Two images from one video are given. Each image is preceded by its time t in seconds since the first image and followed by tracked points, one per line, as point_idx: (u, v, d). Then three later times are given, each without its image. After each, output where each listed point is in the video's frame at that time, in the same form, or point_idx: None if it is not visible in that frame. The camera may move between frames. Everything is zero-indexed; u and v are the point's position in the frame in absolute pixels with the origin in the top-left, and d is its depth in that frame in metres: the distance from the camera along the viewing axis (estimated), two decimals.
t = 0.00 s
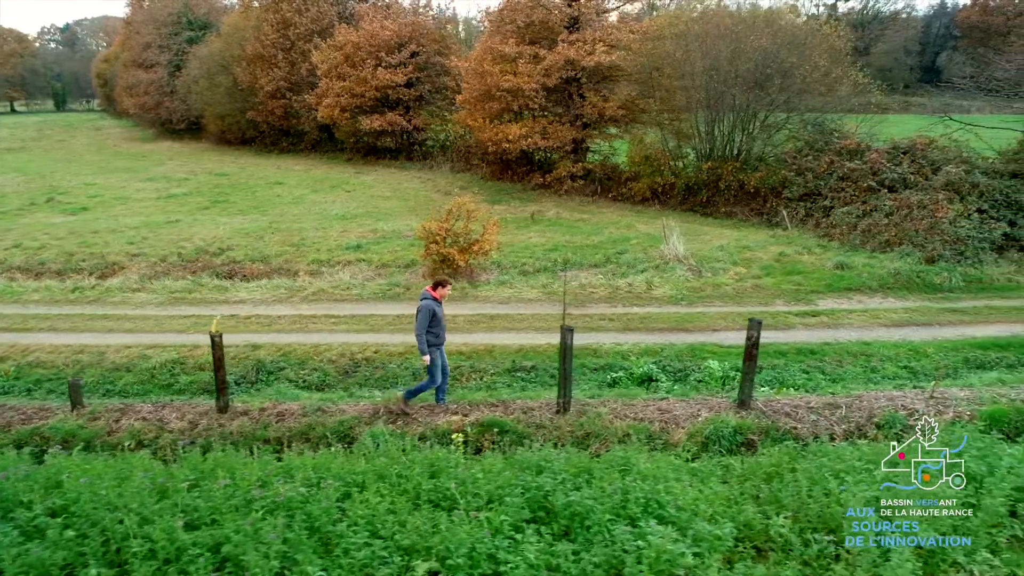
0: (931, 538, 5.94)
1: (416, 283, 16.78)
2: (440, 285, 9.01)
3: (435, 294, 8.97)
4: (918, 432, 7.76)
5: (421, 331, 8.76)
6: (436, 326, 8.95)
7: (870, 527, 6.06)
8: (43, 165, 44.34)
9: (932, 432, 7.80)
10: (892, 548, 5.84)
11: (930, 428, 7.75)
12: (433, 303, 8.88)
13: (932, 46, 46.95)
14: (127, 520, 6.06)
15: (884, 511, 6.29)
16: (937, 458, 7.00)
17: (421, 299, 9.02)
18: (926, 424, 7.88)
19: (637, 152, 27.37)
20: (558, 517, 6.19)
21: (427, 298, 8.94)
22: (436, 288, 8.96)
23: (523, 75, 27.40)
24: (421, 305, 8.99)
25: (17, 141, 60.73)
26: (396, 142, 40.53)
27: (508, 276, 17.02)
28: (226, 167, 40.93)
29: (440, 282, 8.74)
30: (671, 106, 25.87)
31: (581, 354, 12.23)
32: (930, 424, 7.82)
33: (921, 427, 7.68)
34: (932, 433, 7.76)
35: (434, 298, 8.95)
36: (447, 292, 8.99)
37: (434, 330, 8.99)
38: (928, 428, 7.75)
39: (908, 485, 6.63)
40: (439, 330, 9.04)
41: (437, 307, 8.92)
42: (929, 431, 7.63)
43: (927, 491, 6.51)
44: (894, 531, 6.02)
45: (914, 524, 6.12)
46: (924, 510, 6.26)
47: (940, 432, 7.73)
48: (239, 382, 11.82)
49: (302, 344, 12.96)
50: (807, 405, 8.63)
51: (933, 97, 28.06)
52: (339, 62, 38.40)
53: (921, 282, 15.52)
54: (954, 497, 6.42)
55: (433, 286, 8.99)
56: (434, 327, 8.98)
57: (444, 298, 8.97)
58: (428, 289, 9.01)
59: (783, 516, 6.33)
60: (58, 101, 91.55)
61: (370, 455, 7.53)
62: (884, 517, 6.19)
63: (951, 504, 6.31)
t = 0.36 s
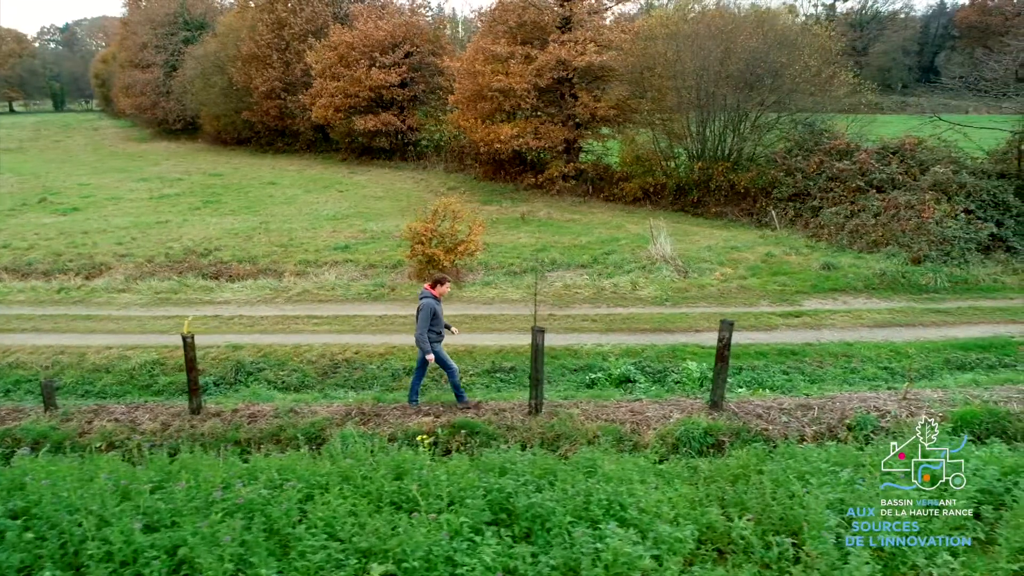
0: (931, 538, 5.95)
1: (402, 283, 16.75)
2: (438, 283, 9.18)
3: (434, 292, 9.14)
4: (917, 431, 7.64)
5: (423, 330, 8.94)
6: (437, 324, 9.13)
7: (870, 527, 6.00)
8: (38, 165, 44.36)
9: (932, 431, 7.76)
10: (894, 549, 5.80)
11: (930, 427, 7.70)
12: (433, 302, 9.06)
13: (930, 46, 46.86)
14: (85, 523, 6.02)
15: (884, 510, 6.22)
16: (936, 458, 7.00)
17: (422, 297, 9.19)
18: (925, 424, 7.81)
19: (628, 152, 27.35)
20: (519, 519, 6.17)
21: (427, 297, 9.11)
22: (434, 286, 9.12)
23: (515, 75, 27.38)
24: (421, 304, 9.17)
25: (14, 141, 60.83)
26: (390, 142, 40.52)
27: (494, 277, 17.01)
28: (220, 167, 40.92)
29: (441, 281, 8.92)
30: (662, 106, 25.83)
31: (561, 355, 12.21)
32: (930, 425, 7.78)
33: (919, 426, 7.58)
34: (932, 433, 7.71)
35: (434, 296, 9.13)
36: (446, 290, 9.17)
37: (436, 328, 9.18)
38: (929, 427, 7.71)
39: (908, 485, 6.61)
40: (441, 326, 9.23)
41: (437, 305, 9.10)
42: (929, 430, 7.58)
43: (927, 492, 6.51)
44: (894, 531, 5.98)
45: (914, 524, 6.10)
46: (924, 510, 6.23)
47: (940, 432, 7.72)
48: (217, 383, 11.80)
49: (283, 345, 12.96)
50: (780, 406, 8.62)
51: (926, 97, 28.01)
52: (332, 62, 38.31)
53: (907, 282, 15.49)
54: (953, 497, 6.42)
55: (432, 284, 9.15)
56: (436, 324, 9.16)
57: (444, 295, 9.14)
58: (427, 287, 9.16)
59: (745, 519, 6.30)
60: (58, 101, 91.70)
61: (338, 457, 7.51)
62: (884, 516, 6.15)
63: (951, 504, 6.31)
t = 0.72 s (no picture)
0: (930, 538, 5.96)
1: (387, 284, 16.71)
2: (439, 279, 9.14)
3: (435, 288, 9.09)
4: (917, 431, 7.66)
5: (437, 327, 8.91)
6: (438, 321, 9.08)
7: (870, 526, 6.01)
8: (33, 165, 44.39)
9: (931, 431, 7.75)
10: (893, 548, 5.82)
11: (929, 428, 7.70)
12: (436, 298, 9.01)
13: (928, 46, 46.83)
14: (42, 525, 5.99)
15: (884, 510, 6.24)
16: (936, 458, 6.98)
17: (424, 293, 9.07)
18: (924, 423, 7.81)
19: (620, 152, 27.32)
20: (480, 521, 6.13)
21: (429, 294, 9.04)
22: (436, 282, 9.07)
23: (506, 75, 27.35)
24: (422, 301, 9.06)
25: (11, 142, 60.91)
26: (385, 143, 40.49)
27: (479, 277, 16.98)
28: (215, 167, 40.91)
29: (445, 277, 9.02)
30: (654, 106, 25.79)
31: (541, 356, 12.17)
32: (930, 425, 7.77)
33: (919, 426, 7.61)
34: (932, 433, 7.72)
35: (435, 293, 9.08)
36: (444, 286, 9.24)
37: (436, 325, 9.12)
38: (929, 428, 7.73)
39: (906, 486, 6.62)
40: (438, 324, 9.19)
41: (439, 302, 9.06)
42: (929, 430, 7.61)
43: (927, 492, 6.51)
44: (894, 531, 6.00)
45: (913, 524, 6.12)
46: (924, 510, 6.26)
47: (940, 434, 7.73)
48: (196, 384, 11.76)
49: (264, 346, 12.95)
50: (752, 408, 8.60)
51: (920, 97, 27.93)
52: (327, 62, 38.24)
53: (892, 283, 15.46)
54: (953, 498, 6.42)
55: (432, 280, 9.10)
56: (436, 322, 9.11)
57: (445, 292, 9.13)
58: (428, 284, 9.08)
59: (708, 521, 6.27)
60: (56, 102, 91.72)
61: (304, 459, 7.48)
62: (884, 516, 6.16)
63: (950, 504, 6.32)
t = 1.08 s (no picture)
0: (931, 537, 5.93)
1: (373, 284, 16.68)
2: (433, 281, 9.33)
3: (430, 289, 9.25)
4: (917, 430, 7.72)
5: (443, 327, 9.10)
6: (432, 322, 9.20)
7: (870, 527, 6.04)
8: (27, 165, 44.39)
9: (931, 432, 7.75)
10: (891, 548, 5.85)
11: (929, 427, 7.71)
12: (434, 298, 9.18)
13: (927, 46, 46.70)
14: None
15: (884, 510, 6.26)
16: (936, 458, 6.96)
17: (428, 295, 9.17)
18: (924, 422, 7.79)
19: (612, 153, 27.28)
20: (440, 524, 6.10)
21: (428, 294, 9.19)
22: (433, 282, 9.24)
23: (498, 76, 27.33)
24: (422, 301, 9.16)
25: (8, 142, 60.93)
26: (379, 143, 40.45)
27: (465, 278, 16.96)
28: (209, 167, 40.90)
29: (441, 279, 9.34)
30: (645, 107, 25.74)
31: (522, 357, 12.14)
32: (930, 425, 7.76)
33: (919, 426, 7.67)
34: (931, 434, 7.73)
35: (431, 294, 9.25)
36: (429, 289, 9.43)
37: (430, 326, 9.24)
38: (928, 428, 7.73)
39: (908, 485, 6.58)
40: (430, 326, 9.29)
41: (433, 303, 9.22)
42: (930, 430, 7.66)
43: (927, 492, 6.48)
44: (894, 531, 6.02)
45: (914, 524, 6.11)
46: (924, 510, 6.26)
47: (940, 434, 7.73)
48: (175, 386, 11.73)
49: (246, 347, 12.92)
50: (724, 409, 8.57)
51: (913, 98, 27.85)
52: (321, 63, 38.18)
53: (878, 283, 15.43)
54: (954, 497, 6.38)
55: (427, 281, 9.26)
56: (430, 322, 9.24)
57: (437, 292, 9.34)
58: (424, 284, 9.21)
59: (671, 524, 6.24)
60: (55, 102, 91.65)
61: (271, 461, 7.45)
62: (884, 516, 6.17)
63: (951, 504, 6.28)
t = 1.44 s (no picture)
0: (932, 538, 5.90)
1: (358, 285, 16.66)
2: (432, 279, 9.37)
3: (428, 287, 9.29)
4: (917, 431, 7.75)
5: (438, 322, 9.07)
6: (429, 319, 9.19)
7: (870, 527, 6.04)
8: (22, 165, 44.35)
9: (931, 432, 7.77)
10: (891, 547, 5.82)
11: (929, 427, 7.73)
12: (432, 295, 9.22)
13: (926, 46, 46.62)
14: None
15: (884, 511, 6.25)
16: (936, 459, 6.98)
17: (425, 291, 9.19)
18: (925, 422, 7.81)
19: (603, 153, 27.26)
20: (400, 526, 6.09)
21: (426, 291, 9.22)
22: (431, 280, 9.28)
23: (489, 76, 27.31)
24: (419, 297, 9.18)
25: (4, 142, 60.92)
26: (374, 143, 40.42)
27: (451, 278, 16.93)
28: (203, 168, 40.87)
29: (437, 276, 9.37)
30: (636, 107, 25.72)
31: (502, 358, 12.12)
32: (930, 424, 7.77)
33: (919, 426, 7.70)
34: (931, 434, 7.76)
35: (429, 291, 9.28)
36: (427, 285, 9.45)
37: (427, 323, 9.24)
38: (928, 428, 7.74)
39: (907, 485, 6.60)
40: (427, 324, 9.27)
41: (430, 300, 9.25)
42: (929, 430, 7.69)
43: (926, 492, 6.47)
44: (894, 531, 6.00)
45: (914, 524, 6.08)
46: (924, 510, 6.23)
47: (939, 433, 7.75)
48: (154, 387, 11.69)
49: (226, 347, 12.91)
50: (695, 410, 8.54)
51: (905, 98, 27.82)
52: (315, 63, 38.18)
53: (862, 284, 15.41)
54: (954, 497, 6.36)
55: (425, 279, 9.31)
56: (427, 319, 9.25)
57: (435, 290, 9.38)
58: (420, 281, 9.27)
59: (632, 526, 6.22)
60: (53, 102, 91.49)
61: (237, 462, 7.43)
62: (884, 517, 6.17)
63: (951, 503, 6.25)
